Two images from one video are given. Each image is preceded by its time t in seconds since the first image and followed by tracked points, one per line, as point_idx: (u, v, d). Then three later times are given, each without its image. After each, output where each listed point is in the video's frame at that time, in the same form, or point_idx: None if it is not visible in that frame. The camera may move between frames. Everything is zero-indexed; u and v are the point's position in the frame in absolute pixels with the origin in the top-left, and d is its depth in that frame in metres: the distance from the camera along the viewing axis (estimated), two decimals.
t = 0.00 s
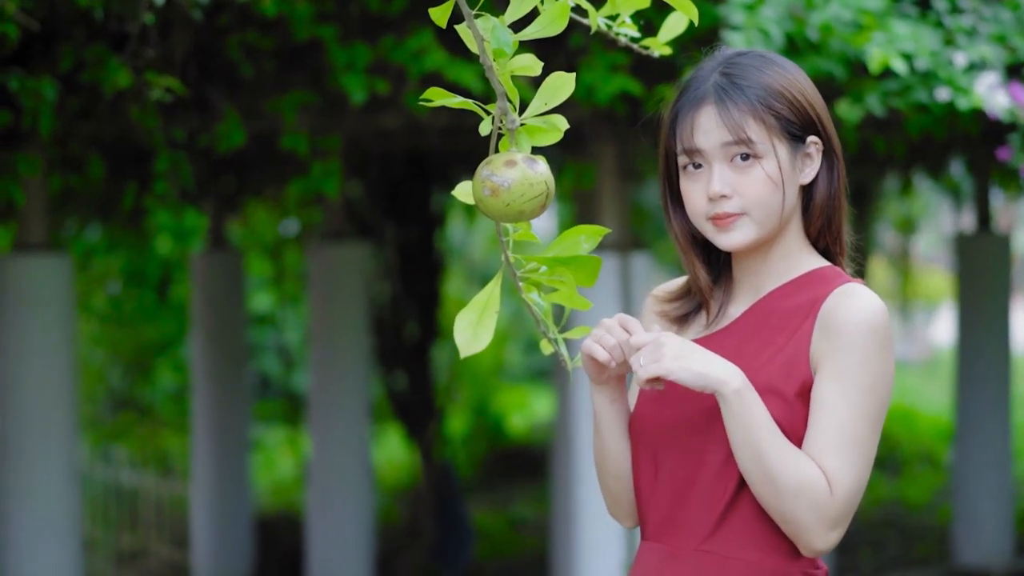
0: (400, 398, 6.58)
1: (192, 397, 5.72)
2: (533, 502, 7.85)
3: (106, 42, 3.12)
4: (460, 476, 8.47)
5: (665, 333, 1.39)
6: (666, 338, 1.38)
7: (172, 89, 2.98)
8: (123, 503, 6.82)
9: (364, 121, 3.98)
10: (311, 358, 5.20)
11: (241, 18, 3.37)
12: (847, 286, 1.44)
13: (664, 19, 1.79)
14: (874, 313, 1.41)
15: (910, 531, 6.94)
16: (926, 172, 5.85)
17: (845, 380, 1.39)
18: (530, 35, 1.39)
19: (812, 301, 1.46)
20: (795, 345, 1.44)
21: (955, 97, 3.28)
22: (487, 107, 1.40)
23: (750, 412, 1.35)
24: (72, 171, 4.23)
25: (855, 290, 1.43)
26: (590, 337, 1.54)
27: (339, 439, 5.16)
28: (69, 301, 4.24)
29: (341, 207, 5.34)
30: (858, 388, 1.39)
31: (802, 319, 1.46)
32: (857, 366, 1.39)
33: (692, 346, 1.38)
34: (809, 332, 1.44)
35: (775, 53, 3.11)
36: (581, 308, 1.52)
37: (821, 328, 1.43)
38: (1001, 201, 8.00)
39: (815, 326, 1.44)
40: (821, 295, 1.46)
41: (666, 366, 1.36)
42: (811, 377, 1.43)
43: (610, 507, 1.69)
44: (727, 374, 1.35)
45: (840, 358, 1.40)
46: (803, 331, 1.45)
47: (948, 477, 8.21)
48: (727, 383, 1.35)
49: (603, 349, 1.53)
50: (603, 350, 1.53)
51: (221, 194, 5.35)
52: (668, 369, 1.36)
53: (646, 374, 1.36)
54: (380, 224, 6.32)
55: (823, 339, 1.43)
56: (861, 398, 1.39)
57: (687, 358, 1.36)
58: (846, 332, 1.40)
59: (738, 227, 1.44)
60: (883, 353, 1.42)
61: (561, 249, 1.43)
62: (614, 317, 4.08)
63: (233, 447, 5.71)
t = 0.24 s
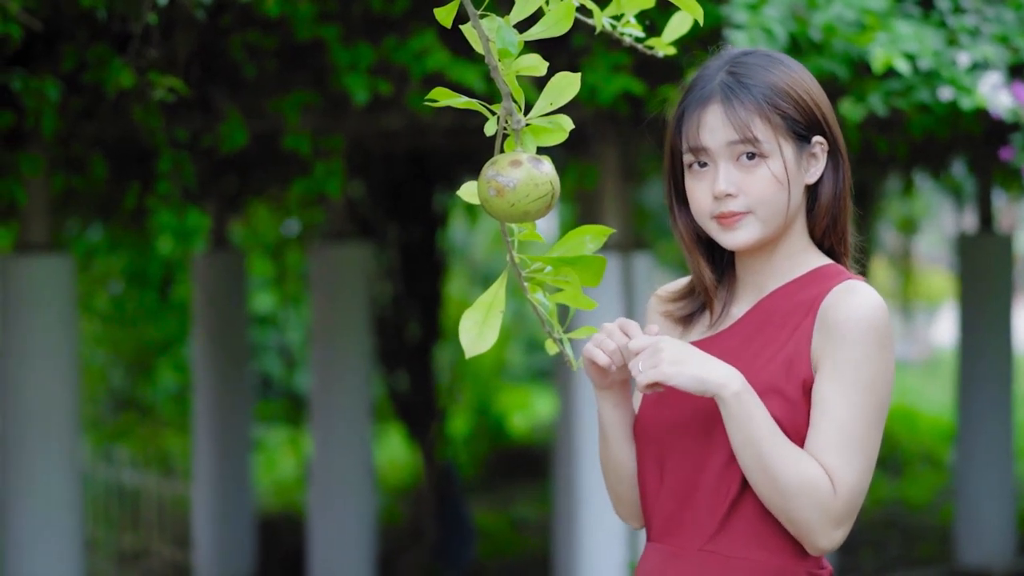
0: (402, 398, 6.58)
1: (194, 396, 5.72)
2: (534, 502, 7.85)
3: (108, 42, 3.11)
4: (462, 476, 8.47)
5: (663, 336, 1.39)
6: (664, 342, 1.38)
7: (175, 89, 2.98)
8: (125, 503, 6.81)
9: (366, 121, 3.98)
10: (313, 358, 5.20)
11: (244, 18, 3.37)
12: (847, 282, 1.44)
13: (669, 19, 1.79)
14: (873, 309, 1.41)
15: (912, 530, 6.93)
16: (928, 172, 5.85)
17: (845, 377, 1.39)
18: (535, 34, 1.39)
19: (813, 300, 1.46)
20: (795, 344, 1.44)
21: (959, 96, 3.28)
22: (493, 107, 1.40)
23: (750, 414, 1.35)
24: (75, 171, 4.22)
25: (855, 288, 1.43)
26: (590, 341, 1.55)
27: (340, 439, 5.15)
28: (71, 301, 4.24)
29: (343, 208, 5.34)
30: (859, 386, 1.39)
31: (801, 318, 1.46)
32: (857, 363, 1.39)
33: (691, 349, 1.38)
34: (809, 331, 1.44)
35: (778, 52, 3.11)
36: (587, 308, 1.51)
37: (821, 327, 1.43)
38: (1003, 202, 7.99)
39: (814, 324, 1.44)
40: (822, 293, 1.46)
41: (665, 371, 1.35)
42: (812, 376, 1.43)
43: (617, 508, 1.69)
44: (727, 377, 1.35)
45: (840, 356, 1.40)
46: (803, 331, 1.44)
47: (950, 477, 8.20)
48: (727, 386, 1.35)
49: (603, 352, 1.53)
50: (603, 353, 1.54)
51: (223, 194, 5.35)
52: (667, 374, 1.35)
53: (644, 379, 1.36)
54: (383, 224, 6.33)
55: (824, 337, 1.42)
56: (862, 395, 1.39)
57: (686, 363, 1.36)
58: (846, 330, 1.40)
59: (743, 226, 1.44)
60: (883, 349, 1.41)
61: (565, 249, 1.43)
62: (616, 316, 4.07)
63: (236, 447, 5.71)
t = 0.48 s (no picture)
0: (404, 398, 6.58)
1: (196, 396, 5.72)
2: (535, 502, 7.85)
3: (111, 42, 3.12)
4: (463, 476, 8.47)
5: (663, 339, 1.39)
6: (663, 345, 1.38)
7: (179, 89, 2.98)
8: (126, 503, 6.81)
9: (368, 121, 3.98)
10: (315, 358, 5.20)
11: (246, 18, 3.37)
12: (846, 281, 1.44)
13: (673, 19, 1.79)
14: (873, 307, 1.41)
15: (914, 531, 6.93)
16: (930, 172, 5.85)
17: (845, 376, 1.39)
18: (540, 34, 1.39)
19: (813, 299, 1.46)
20: (796, 344, 1.44)
21: (961, 96, 3.28)
22: (498, 107, 1.40)
23: (748, 417, 1.35)
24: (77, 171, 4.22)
25: (854, 286, 1.43)
26: (591, 345, 1.55)
27: (342, 439, 5.15)
28: (73, 301, 4.24)
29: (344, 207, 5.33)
30: (860, 385, 1.39)
31: (802, 317, 1.46)
32: (858, 362, 1.39)
33: (689, 352, 1.38)
34: (809, 330, 1.44)
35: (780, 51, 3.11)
36: (591, 308, 1.51)
37: (821, 326, 1.43)
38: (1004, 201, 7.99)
39: (814, 323, 1.44)
40: (821, 292, 1.46)
41: (663, 376, 1.36)
42: (813, 375, 1.43)
43: (623, 508, 1.70)
44: (725, 381, 1.35)
45: (840, 355, 1.40)
46: (803, 330, 1.44)
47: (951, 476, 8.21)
48: (725, 389, 1.35)
49: (603, 356, 1.54)
50: (603, 357, 1.54)
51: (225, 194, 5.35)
52: (665, 379, 1.36)
53: (642, 384, 1.37)
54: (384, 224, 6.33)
55: (824, 336, 1.42)
56: (863, 393, 1.39)
57: (684, 367, 1.36)
58: (845, 328, 1.40)
59: (747, 224, 1.44)
60: (883, 347, 1.41)
61: (570, 249, 1.43)
62: (618, 316, 4.07)
63: (237, 447, 5.71)
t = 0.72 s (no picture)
0: (404, 398, 6.57)
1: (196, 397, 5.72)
2: (536, 502, 7.85)
3: (112, 42, 3.12)
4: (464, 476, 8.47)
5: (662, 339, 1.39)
6: (662, 346, 1.39)
7: (181, 88, 2.98)
8: (126, 503, 6.80)
9: (370, 121, 3.99)
10: (316, 358, 5.19)
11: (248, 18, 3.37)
12: (846, 279, 1.44)
13: (676, 19, 1.79)
14: (872, 305, 1.41)
15: (915, 530, 6.93)
16: (931, 172, 5.85)
17: (845, 374, 1.39)
18: (544, 34, 1.39)
19: (813, 297, 1.46)
20: (797, 342, 1.44)
21: (963, 95, 3.28)
22: (501, 107, 1.39)
23: (748, 417, 1.35)
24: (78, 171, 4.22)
25: (854, 285, 1.43)
26: (593, 345, 1.55)
27: (343, 440, 5.15)
28: (74, 301, 4.24)
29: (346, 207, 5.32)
30: (860, 384, 1.39)
31: (802, 316, 1.46)
32: (857, 360, 1.39)
33: (689, 353, 1.38)
34: (809, 329, 1.44)
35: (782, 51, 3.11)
36: (594, 307, 1.51)
37: (820, 324, 1.43)
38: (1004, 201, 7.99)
39: (814, 322, 1.44)
40: (821, 291, 1.46)
41: (662, 375, 1.37)
42: (813, 374, 1.43)
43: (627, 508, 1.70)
44: (724, 382, 1.35)
45: (839, 353, 1.40)
46: (803, 330, 1.45)
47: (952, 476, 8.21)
48: (724, 390, 1.35)
49: (605, 355, 1.53)
50: (606, 357, 1.54)
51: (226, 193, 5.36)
52: (665, 378, 1.37)
53: (642, 384, 1.37)
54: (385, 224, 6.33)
55: (824, 335, 1.42)
56: (863, 391, 1.39)
57: (684, 366, 1.37)
58: (844, 327, 1.40)
59: (748, 221, 1.44)
60: (883, 345, 1.41)
61: (574, 249, 1.43)
62: (619, 316, 4.07)
63: (238, 447, 5.71)
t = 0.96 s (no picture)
0: (405, 397, 6.56)
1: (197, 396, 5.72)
2: (537, 501, 7.85)
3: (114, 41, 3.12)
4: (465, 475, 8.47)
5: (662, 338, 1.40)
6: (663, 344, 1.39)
7: (182, 87, 2.98)
8: (127, 503, 6.80)
9: (371, 120, 3.99)
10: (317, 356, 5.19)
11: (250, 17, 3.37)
12: (846, 277, 1.44)
13: (678, 18, 1.79)
14: (872, 303, 1.41)
15: (916, 529, 6.93)
16: (932, 170, 5.86)
17: (845, 372, 1.39)
18: (547, 33, 1.39)
19: (813, 295, 1.46)
20: (797, 340, 1.44)
21: (965, 93, 3.27)
22: (504, 106, 1.39)
23: (747, 415, 1.35)
24: (79, 170, 4.22)
25: (854, 283, 1.43)
26: (595, 345, 1.55)
27: (344, 439, 5.15)
28: (75, 300, 4.24)
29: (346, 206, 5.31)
30: (861, 382, 1.39)
31: (802, 314, 1.46)
32: (858, 358, 1.39)
33: (689, 351, 1.38)
34: (809, 327, 1.44)
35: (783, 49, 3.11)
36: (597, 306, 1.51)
37: (820, 322, 1.43)
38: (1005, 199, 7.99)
39: (814, 319, 1.44)
40: (821, 289, 1.45)
41: (662, 373, 1.37)
42: (814, 372, 1.43)
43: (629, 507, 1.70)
44: (724, 380, 1.35)
45: (839, 351, 1.40)
46: (803, 328, 1.44)
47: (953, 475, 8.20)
48: (724, 389, 1.35)
49: (609, 354, 1.54)
50: (609, 356, 1.54)
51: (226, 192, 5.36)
52: (665, 376, 1.37)
53: (642, 380, 1.37)
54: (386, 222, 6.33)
55: (823, 333, 1.42)
56: (863, 389, 1.39)
57: (684, 365, 1.37)
58: (844, 325, 1.40)
59: (748, 217, 1.44)
60: (884, 343, 1.41)
61: (577, 247, 1.43)
62: (620, 315, 4.07)
63: (239, 446, 5.71)
